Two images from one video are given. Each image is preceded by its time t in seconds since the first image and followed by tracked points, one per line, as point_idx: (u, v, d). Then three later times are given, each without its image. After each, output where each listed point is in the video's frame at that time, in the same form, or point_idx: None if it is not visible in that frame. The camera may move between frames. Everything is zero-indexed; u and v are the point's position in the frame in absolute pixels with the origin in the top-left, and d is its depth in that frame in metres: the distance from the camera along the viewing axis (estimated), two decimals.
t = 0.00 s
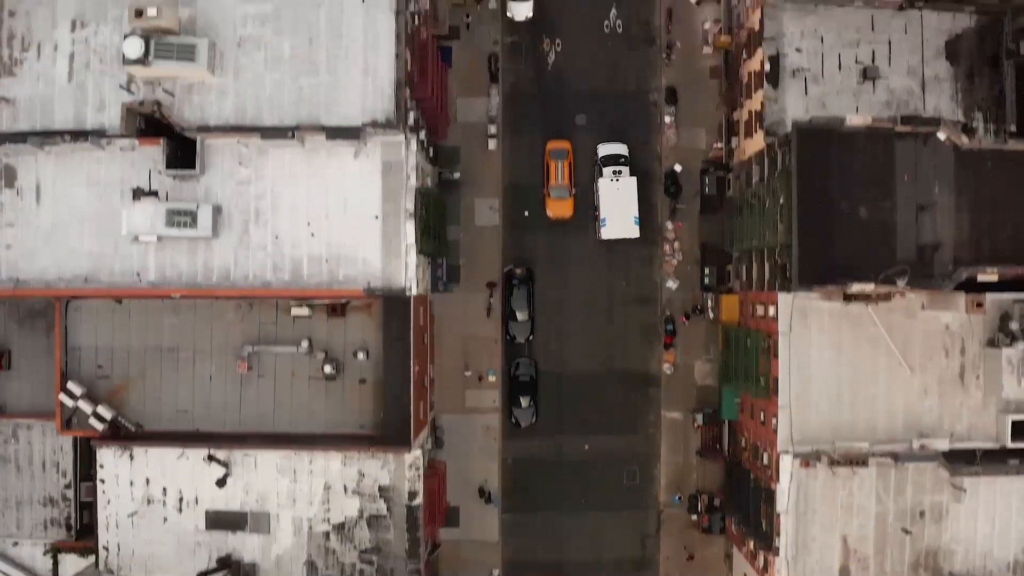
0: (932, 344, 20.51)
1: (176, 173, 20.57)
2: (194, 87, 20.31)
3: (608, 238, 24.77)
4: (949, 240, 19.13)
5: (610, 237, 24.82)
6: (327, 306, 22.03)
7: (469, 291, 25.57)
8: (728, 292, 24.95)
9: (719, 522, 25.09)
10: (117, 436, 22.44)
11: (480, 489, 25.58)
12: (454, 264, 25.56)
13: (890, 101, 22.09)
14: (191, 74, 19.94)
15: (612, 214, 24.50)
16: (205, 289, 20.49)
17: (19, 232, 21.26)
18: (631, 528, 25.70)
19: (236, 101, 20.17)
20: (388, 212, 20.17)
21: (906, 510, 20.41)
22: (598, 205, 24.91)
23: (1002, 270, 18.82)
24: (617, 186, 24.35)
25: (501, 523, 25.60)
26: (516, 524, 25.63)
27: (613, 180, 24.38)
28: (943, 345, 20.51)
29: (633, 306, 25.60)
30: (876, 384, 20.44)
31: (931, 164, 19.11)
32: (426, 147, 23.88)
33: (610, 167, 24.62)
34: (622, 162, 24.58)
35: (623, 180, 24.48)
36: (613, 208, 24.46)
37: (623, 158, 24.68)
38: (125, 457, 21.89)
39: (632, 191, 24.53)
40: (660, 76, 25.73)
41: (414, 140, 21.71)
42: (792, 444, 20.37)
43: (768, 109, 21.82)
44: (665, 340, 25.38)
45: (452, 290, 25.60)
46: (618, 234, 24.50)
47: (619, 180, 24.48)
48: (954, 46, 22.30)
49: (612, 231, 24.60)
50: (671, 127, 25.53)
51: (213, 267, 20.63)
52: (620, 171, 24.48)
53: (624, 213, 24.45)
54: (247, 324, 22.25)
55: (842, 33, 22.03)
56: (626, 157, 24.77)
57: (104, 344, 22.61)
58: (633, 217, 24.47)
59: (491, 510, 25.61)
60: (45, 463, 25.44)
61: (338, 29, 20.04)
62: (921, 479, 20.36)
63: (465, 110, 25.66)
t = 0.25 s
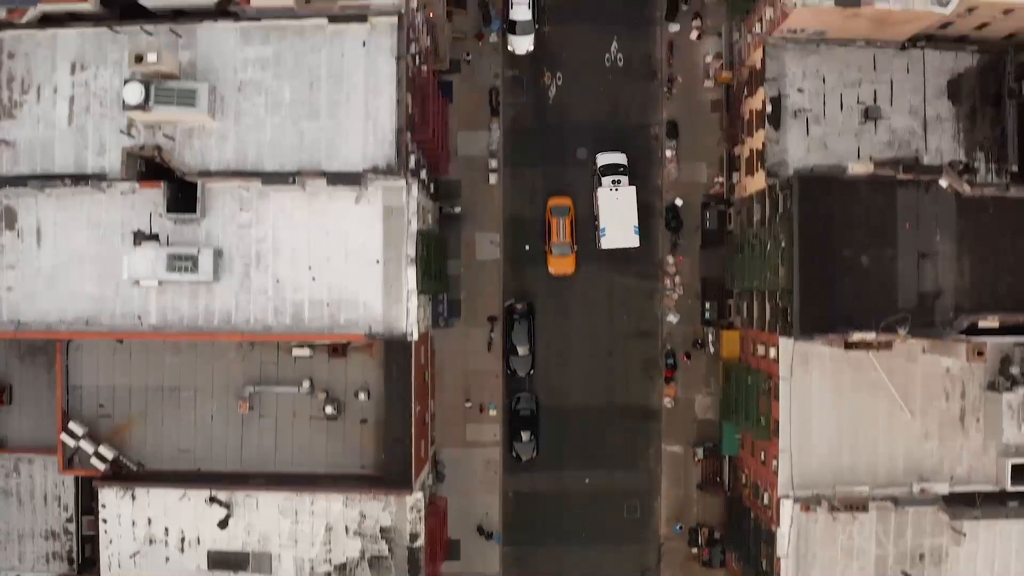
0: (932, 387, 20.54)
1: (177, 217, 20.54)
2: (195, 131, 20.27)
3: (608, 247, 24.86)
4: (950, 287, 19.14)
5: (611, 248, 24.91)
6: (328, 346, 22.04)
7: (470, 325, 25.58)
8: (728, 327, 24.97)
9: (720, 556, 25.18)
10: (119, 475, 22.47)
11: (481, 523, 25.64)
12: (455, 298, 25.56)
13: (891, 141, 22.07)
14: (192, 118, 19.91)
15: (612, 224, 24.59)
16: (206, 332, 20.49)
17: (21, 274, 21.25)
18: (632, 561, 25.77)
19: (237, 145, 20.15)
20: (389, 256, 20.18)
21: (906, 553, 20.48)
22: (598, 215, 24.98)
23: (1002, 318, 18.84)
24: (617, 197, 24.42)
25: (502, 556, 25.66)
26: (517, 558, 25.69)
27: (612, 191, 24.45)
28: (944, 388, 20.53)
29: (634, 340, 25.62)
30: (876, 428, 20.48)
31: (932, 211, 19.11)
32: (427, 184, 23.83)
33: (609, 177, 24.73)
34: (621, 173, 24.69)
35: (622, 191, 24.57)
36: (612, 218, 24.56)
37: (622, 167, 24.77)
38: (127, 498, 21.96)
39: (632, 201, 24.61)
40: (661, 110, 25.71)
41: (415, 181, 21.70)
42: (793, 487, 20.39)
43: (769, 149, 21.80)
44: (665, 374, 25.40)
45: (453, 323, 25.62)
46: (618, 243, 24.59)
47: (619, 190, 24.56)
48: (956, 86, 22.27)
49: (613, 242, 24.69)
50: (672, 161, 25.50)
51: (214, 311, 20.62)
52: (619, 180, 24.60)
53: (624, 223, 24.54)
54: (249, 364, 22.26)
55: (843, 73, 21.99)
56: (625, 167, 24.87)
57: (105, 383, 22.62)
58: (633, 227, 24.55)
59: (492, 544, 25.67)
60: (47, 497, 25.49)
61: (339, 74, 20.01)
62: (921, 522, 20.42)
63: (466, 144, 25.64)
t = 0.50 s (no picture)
0: (933, 430, 20.56)
1: (178, 261, 20.52)
2: (195, 175, 20.26)
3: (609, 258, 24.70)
4: (951, 334, 19.14)
5: (610, 258, 24.72)
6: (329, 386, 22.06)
7: (471, 360, 25.59)
8: (729, 361, 24.95)
9: None
10: (120, 514, 22.53)
11: (482, 556, 25.73)
12: (456, 332, 25.57)
13: (893, 181, 22.04)
14: (193, 163, 19.89)
15: (612, 234, 24.43)
16: (207, 376, 20.50)
17: (22, 316, 21.23)
18: None
19: (237, 190, 20.13)
20: (390, 301, 20.18)
21: None
22: (597, 225, 24.83)
23: (1004, 366, 18.86)
24: (615, 206, 24.28)
25: None
26: None
27: (611, 200, 24.32)
28: (944, 431, 20.55)
29: (634, 374, 25.64)
30: (877, 471, 20.52)
31: (934, 258, 19.12)
32: (428, 221, 23.80)
33: (608, 187, 24.67)
34: (620, 182, 24.60)
35: (621, 200, 24.44)
36: (612, 228, 24.41)
37: (621, 177, 24.71)
38: (129, 537, 22.05)
39: (630, 211, 24.48)
40: (662, 143, 25.69)
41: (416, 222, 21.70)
42: (794, 531, 20.43)
43: (771, 190, 21.80)
44: (666, 408, 25.40)
45: (454, 357, 25.62)
46: (618, 253, 24.42)
47: (617, 199, 24.44)
48: (957, 125, 22.25)
49: (612, 252, 24.51)
50: (673, 195, 25.48)
51: (215, 354, 20.64)
52: (618, 190, 24.55)
53: (623, 233, 24.39)
54: (250, 404, 22.29)
55: (845, 113, 21.96)
56: (623, 176, 24.80)
57: (106, 422, 22.61)
58: (632, 236, 24.42)
59: None
60: (49, 530, 25.54)
61: (341, 119, 20.00)
62: (921, 565, 20.47)
63: (467, 178, 25.61)
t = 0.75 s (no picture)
0: (933, 473, 20.58)
1: (179, 305, 20.51)
2: (196, 219, 20.24)
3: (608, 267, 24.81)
4: (952, 381, 19.15)
5: (610, 267, 24.83)
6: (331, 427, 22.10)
7: (472, 394, 25.61)
8: (729, 396, 24.91)
9: None
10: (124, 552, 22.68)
11: None
12: (458, 366, 25.60)
13: (894, 222, 22.03)
14: (194, 208, 19.87)
15: (611, 244, 24.55)
16: (209, 420, 20.52)
17: (23, 358, 21.20)
18: None
19: (239, 235, 20.12)
20: (392, 346, 20.18)
21: None
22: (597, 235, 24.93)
23: (1004, 413, 18.86)
24: (614, 216, 24.42)
25: None
26: None
27: (609, 210, 24.45)
28: (944, 475, 20.58)
29: (635, 408, 25.66)
30: (877, 514, 20.56)
31: (935, 306, 19.14)
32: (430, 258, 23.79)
33: (606, 197, 24.72)
34: (618, 192, 24.66)
35: (619, 210, 24.56)
36: (611, 238, 24.52)
37: (620, 187, 24.77)
38: None
39: (629, 220, 24.59)
40: (664, 177, 25.66)
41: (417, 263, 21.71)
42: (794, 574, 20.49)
43: (772, 232, 21.82)
44: (666, 442, 25.42)
45: (455, 391, 25.63)
46: (618, 263, 24.55)
47: (616, 209, 24.55)
48: (959, 165, 22.23)
49: (612, 261, 24.64)
50: (674, 230, 25.46)
51: (217, 398, 20.65)
52: (616, 200, 24.58)
53: (622, 242, 24.52)
54: (252, 444, 22.32)
55: (847, 154, 21.93)
56: (622, 186, 24.85)
57: (108, 461, 22.63)
58: (631, 245, 24.53)
59: None
60: (51, 563, 25.53)
61: (342, 164, 19.96)
62: None
63: (467, 212, 25.59)
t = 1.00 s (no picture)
0: (933, 515, 20.56)
1: (180, 348, 20.54)
2: (197, 263, 20.25)
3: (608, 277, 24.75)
4: (953, 428, 19.14)
5: (610, 277, 24.78)
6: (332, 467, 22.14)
7: (473, 428, 25.62)
8: (729, 431, 24.73)
9: None
10: None
11: None
12: (459, 400, 25.62)
13: (895, 262, 22.02)
14: (196, 253, 19.88)
15: (610, 253, 24.54)
16: (210, 465, 20.56)
17: (25, 400, 21.20)
18: None
19: (240, 280, 20.14)
20: (394, 391, 20.18)
21: None
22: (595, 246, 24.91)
23: (1005, 460, 18.81)
24: (612, 225, 24.47)
25: None
26: None
27: (608, 220, 24.49)
28: (944, 517, 20.55)
29: (636, 442, 25.69)
30: (877, 557, 20.58)
31: (937, 353, 19.16)
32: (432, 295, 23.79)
33: (605, 207, 24.77)
34: (617, 202, 24.72)
35: (618, 220, 24.61)
36: (610, 248, 24.52)
37: (618, 198, 24.86)
38: None
39: (628, 229, 24.63)
40: (665, 211, 25.64)
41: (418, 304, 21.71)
42: None
43: (774, 273, 21.83)
44: (667, 476, 25.41)
45: (457, 424, 25.65)
46: (617, 272, 24.51)
47: (615, 219, 24.60)
48: (961, 205, 22.19)
49: (612, 270, 24.61)
50: (675, 264, 25.44)
51: (218, 442, 20.69)
52: (615, 210, 24.65)
53: (621, 252, 24.53)
54: (253, 483, 22.36)
55: (849, 195, 21.91)
56: (621, 196, 24.91)
57: (110, 499, 22.69)
58: (630, 255, 24.55)
59: None
60: None
61: (343, 209, 19.93)
62: None
63: (468, 246, 25.57)
